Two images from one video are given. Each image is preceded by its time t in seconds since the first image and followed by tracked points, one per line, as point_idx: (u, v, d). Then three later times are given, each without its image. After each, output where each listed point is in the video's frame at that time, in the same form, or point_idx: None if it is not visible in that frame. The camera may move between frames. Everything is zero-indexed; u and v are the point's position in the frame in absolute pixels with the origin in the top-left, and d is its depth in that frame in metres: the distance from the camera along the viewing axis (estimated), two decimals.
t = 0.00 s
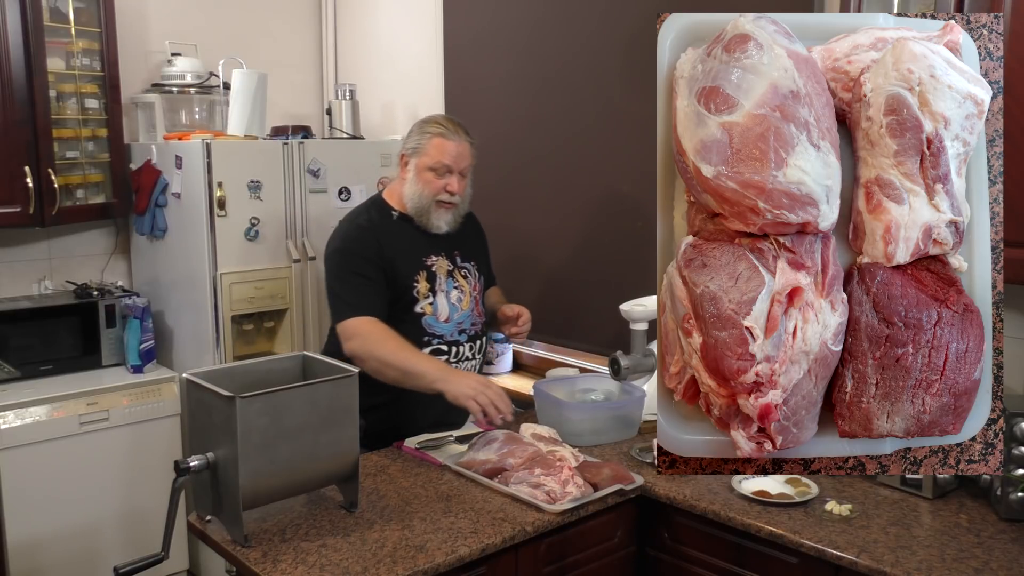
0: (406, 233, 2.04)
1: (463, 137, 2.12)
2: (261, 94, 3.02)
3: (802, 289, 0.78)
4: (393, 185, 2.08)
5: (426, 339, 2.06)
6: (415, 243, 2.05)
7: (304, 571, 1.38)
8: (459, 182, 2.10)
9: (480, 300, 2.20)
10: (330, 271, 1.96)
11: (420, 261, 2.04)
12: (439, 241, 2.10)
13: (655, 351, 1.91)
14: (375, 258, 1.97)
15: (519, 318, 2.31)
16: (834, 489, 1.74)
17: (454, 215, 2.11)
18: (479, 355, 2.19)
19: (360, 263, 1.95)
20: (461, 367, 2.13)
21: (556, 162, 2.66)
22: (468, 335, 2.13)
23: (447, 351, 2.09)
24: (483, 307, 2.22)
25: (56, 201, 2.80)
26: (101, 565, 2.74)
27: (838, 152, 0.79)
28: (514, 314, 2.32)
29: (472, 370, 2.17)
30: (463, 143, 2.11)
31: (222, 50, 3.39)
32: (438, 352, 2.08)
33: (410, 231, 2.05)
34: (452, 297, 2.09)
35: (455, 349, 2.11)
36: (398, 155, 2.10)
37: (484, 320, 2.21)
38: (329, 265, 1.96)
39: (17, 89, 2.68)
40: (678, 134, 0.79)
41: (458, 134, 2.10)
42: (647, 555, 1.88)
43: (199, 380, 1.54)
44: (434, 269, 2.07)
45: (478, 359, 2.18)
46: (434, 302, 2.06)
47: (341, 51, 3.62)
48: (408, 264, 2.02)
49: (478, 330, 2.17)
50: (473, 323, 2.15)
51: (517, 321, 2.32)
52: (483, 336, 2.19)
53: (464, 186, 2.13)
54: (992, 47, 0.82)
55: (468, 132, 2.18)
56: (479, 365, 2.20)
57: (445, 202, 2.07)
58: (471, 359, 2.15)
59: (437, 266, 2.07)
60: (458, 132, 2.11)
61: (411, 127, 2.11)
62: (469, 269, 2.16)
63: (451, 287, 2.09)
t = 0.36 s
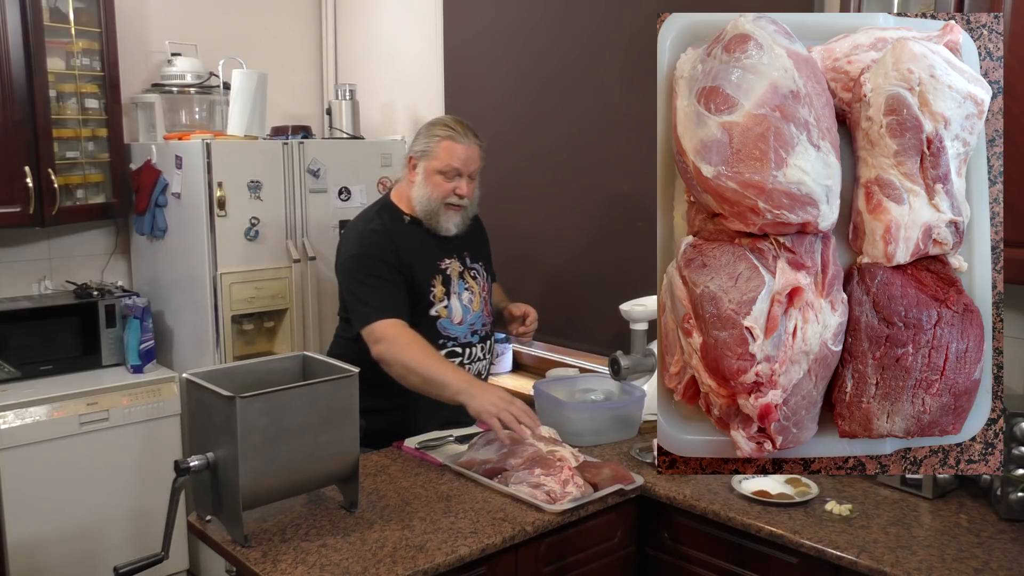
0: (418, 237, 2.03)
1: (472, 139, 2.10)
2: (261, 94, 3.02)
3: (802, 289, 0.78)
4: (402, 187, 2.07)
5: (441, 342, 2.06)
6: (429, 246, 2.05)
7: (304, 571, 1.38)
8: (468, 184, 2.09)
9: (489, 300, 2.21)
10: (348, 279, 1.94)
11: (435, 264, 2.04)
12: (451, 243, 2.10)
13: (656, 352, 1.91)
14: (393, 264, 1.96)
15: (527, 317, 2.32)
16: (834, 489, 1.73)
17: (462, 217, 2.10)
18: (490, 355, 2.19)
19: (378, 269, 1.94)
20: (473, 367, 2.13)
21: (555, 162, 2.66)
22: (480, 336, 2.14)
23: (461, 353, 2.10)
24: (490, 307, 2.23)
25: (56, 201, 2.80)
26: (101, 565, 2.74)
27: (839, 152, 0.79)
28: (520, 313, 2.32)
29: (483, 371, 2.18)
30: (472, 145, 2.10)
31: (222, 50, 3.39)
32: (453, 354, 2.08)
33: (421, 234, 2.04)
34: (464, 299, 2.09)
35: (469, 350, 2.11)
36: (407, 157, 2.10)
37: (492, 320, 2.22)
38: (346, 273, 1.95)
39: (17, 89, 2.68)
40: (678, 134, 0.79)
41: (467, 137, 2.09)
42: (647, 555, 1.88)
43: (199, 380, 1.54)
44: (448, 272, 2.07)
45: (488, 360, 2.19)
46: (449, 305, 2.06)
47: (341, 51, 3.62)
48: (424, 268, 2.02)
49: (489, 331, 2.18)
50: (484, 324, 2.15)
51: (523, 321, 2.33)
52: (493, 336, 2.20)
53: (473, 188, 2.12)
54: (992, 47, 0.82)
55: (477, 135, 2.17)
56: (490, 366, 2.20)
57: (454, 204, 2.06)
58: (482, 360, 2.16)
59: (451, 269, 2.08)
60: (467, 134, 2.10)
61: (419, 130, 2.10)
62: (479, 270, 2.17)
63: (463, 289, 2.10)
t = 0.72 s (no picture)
0: (424, 240, 2.03)
1: (469, 140, 2.08)
2: (261, 94, 3.02)
3: (802, 289, 0.78)
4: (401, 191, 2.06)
5: (448, 343, 2.07)
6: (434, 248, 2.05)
7: (304, 571, 1.38)
8: (468, 185, 2.07)
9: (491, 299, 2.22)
10: (355, 284, 1.94)
11: (440, 267, 2.05)
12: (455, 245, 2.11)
13: (655, 352, 1.91)
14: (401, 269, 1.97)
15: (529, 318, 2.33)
16: (834, 489, 1.73)
17: (464, 217, 2.09)
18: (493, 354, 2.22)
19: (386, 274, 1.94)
20: (478, 367, 2.16)
21: (555, 162, 2.66)
22: (484, 336, 2.16)
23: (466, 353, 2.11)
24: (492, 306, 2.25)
25: (56, 201, 2.80)
26: (102, 565, 2.74)
27: (839, 152, 0.79)
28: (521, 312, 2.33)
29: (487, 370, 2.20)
30: (469, 146, 2.08)
31: (222, 50, 3.39)
32: (459, 355, 2.09)
33: (426, 237, 2.04)
34: (468, 299, 2.10)
35: (473, 350, 2.13)
36: (403, 162, 2.08)
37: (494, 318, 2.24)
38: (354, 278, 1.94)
39: (17, 89, 2.68)
40: (678, 134, 0.79)
41: (463, 137, 2.07)
42: (647, 555, 1.88)
43: (199, 380, 1.54)
44: (453, 274, 2.08)
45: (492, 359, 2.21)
46: (454, 307, 2.07)
47: (341, 51, 3.62)
48: (430, 271, 2.02)
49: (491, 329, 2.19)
50: (488, 323, 2.17)
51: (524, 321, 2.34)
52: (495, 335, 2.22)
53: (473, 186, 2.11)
54: (992, 47, 0.82)
55: (473, 134, 2.15)
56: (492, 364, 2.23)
57: (455, 206, 2.05)
58: (486, 359, 2.18)
59: (456, 270, 2.08)
60: (463, 135, 2.08)
61: (415, 135, 2.07)
62: (480, 269, 2.17)
63: (466, 289, 2.11)
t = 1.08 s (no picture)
0: (412, 238, 2.03)
1: (457, 135, 2.08)
2: (261, 94, 3.02)
3: (803, 289, 0.78)
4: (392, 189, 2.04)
5: (437, 341, 2.06)
6: (421, 246, 2.04)
7: (304, 571, 1.38)
8: (457, 181, 2.07)
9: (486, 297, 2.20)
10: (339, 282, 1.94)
11: (427, 264, 2.04)
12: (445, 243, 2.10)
13: (655, 351, 1.91)
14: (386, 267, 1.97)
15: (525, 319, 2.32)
16: (834, 489, 1.73)
17: (456, 213, 2.09)
18: (488, 353, 2.19)
19: (368, 272, 1.94)
20: (470, 366, 2.14)
21: (555, 162, 2.66)
22: (477, 334, 2.14)
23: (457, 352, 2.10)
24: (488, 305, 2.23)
25: (56, 201, 2.80)
26: (102, 565, 2.74)
27: (839, 152, 0.79)
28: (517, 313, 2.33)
29: (481, 369, 2.18)
30: (457, 141, 2.08)
31: (222, 50, 3.39)
32: (448, 353, 2.08)
33: (416, 236, 2.04)
34: (460, 297, 2.09)
35: (465, 348, 2.11)
36: (394, 160, 2.08)
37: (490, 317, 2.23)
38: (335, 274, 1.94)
39: (17, 89, 2.68)
40: (678, 134, 0.79)
41: (451, 132, 2.07)
42: (647, 554, 1.88)
43: (199, 380, 1.54)
44: (441, 272, 2.07)
45: (486, 358, 2.19)
46: (443, 304, 2.06)
47: (341, 51, 3.62)
48: (415, 269, 2.02)
49: (485, 328, 2.18)
50: (481, 322, 2.16)
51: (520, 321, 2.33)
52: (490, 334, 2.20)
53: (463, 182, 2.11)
54: (992, 47, 0.82)
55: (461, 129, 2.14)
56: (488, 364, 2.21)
57: (446, 202, 2.05)
58: (480, 359, 2.16)
59: (444, 268, 2.07)
60: (451, 131, 2.07)
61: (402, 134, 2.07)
62: (473, 267, 2.17)
63: (457, 287, 2.09)
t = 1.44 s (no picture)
0: (389, 235, 2.03)
1: (425, 119, 2.08)
2: (261, 94, 3.02)
3: (802, 289, 0.78)
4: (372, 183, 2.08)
5: (415, 340, 2.05)
6: (395, 245, 2.03)
7: (304, 571, 1.38)
8: (429, 162, 2.07)
9: (474, 298, 2.19)
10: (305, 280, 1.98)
11: (399, 262, 2.03)
12: (425, 241, 2.09)
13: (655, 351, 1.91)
14: (356, 265, 1.98)
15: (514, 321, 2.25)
16: (834, 489, 1.74)
17: (431, 196, 2.08)
18: (473, 354, 2.17)
19: (334, 270, 1.97)
20: (453, 366, 2.12)
21: (555, 162, 2.66)
22: (459, 335, 2.13)
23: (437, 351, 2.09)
24: (478, 306, 2.21)
25: (56, 201, 2.80)
26: (101, 565, 2.74)
27: (839, 152, 0.79)
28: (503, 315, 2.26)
29: (465, 369, 2.15)
30: (427, 124, 2.08)
31: (222, 50, 3.39)
32: (426, 352, 2.07)
33: (395, 234, 2.04)
34: (442, 296, 2.08)
35: (446, 348, 2.10)
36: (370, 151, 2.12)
37: (479, 318, 2.20)
38: (304, 268, 1.99)
39: (18, 89, 2.68)
40: (678, 134, 0.79)
41: (418, 115, 2.08)
42: (647, 554, 1.88)
43: (199, 380, 1.54)
44: (417, 270, 2.06)
45: (471, 358, 2.16)
46: (420, 302, 2.05)
47: (341, 51, 3.62)
48: (386, 267, 2.01)
49: (470, 329, 2.16)
50: (465, 322, 2.14)
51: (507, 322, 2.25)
52: (477, 335, 2.18)
53: (438, 165, 2.10)
54: (992, 47, 0.82)
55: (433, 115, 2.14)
56: (474, 366, 2.18)
57: (417, 181, 2.04)
58: (463, 358, 2.14)
59: (420, 266, 2.06)
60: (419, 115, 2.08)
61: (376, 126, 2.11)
62: (461, 267, 2.15)
63: (440, 286, 2.09)
